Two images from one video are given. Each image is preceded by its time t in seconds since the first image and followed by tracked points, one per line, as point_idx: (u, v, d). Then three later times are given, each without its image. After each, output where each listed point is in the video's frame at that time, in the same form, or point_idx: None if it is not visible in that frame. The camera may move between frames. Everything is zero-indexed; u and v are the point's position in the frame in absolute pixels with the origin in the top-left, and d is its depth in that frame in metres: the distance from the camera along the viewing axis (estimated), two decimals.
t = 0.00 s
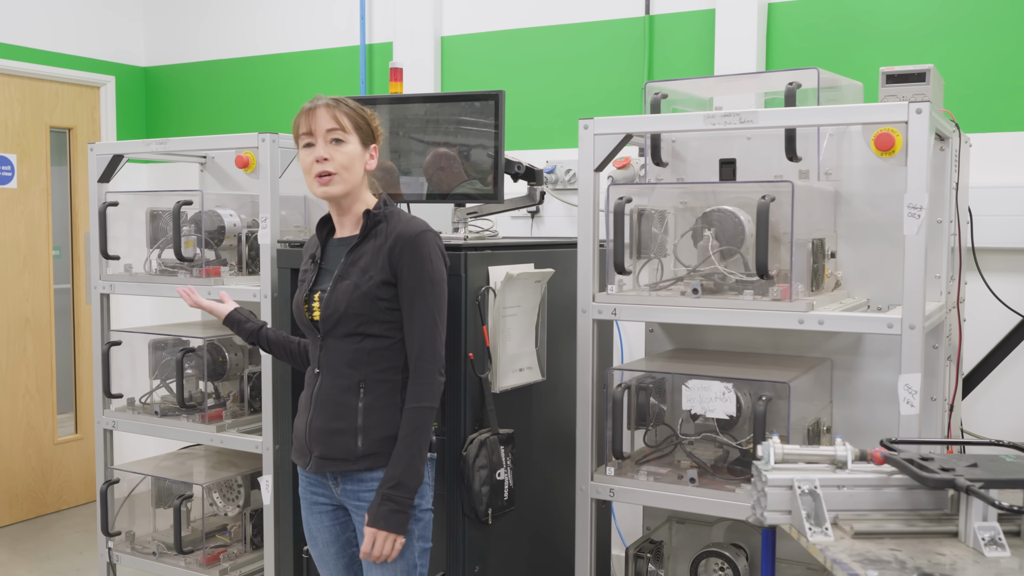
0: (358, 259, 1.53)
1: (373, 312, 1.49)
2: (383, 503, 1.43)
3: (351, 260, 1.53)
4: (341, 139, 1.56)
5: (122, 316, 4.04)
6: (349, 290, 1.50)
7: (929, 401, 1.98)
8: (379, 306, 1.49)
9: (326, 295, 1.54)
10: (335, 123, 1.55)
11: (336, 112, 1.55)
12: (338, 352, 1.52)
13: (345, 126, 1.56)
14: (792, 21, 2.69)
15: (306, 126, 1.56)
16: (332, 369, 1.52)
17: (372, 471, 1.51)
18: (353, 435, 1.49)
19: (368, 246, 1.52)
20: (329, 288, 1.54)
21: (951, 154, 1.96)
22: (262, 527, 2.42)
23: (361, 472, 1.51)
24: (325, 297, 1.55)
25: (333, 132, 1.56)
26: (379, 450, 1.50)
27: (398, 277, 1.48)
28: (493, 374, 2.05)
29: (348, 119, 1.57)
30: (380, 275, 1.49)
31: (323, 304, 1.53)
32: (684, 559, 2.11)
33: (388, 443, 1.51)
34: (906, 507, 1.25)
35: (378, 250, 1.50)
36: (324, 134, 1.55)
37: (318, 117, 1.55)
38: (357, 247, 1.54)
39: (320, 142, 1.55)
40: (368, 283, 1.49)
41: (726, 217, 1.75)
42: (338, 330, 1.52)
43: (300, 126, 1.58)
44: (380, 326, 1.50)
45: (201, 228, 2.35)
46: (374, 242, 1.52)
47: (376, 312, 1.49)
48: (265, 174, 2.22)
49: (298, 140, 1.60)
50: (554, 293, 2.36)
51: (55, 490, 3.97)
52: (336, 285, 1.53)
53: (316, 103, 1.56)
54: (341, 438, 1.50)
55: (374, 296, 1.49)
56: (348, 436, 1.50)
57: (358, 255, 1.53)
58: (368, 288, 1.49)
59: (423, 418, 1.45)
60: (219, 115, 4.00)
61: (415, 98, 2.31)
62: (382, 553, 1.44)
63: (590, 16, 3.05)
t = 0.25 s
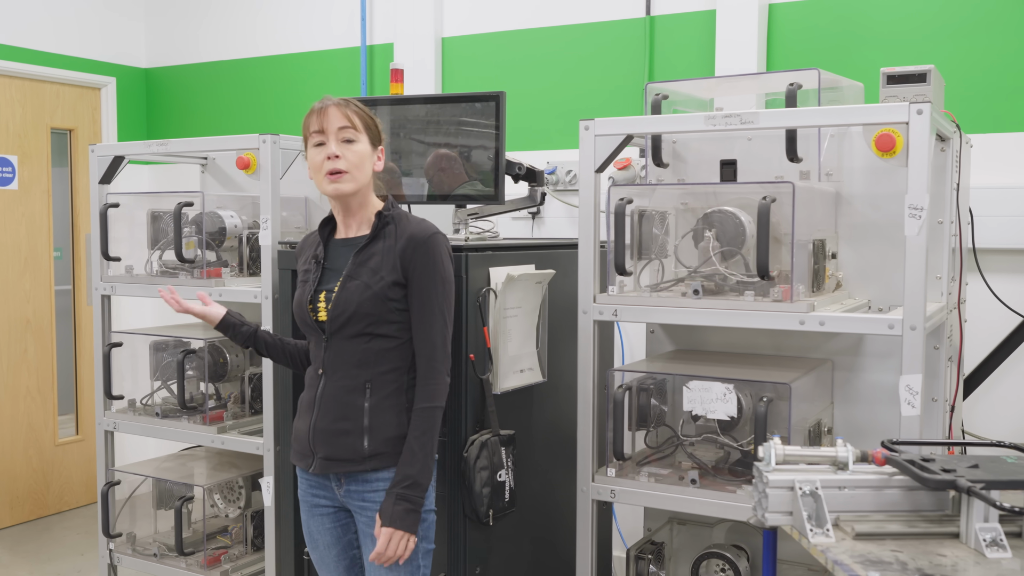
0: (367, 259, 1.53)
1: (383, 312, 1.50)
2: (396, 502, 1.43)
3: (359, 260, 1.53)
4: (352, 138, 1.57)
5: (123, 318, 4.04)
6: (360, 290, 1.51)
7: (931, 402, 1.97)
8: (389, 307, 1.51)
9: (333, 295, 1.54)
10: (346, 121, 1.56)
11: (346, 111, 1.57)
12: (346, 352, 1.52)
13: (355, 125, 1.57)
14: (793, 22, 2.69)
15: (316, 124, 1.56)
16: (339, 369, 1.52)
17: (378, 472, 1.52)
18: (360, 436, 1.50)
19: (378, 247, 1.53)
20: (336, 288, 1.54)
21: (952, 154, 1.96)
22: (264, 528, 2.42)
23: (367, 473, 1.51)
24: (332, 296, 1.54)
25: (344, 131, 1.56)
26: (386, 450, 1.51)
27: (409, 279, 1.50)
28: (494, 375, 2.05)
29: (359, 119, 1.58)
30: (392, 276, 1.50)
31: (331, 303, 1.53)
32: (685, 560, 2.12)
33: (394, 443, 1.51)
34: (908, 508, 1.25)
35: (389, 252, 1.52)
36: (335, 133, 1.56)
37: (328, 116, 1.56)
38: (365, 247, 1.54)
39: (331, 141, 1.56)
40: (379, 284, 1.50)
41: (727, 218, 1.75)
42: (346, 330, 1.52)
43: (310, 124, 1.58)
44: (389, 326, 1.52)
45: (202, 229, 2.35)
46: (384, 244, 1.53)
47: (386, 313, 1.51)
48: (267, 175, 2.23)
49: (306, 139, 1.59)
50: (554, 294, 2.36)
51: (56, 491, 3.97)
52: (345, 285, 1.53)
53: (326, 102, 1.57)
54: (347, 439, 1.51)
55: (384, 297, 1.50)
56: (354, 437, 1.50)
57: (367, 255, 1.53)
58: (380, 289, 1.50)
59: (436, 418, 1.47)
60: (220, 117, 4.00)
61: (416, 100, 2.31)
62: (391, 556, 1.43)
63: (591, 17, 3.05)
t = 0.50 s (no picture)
0: (374, 259, 1.55)
1: (392, 312, 1.53)
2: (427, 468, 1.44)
3: (366, 260, 1.55)
4: (362, 138, 1.60)
5: (124, 320, 4.05)
6: (369, 290, 1.53)
7: (931, 403, 1.97)
8: (397, 307, 1.53)
9: (339, 295, 1.55)
10: (358, 121, 1.59)
11: (358, 111, 1.60)
12: (352, 353, 1.53)
13: (366, 127, 1.61)
14: (793, 23, 2.70)
15: (328, 123, 1.59)
16: (346, 370, 1.53)
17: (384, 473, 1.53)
18: (367, 436, 1.51)
19: (385, 248, 1.56)
20: (343, 287, 1.55)
21: (952, 156, 1.96)
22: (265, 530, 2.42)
23: (373, 475, 1.53)
24: (338, 296, 1.55)
25: (355, 131, 1.60)
26: (392, 451, 1.53)
27: (419, 279, 1.55)
28: (495, 378, 2.05)
29: (369, 120, 1.62)
30: (401, 277, 1.54)
31: (339, 303, 1.53)
32: (686, 561, 2.11)
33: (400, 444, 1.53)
34: (908, 510, 1.25)
35: (398, 253, 1.55)
36: (346, 132, 1.59)
37: (341, 115, 1.59)
38: (371, 248, 1.56)
39: (343, 139, 1.58)
40: (388, 284, 1.53)
41: (727, 219, 1.75)
42: (353, 330, 1.53)
43: (321, 123, 1.60)
44: (397, 326, 1.54)
45: (203, 231, 2.36)
46: (392, 244, 1.56)
47: (395, 313, 1.53)
48: (267, 177, 2.22)
49: (315, 138, 1.61)
50: (555, 296, 2.36)
51: (57, 493, 3.97)
52: (352, 284, 1.54)
53: (338, 102, 1.60)
54: (354, 439, 1.52)
55: (394, 297, 1.53)
56: (362, 437, 1.51)
57: (374, 255, 1.55)
58: (389, 289, 1.53)
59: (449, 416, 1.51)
60: (221, 119, 4.01)
61: (416, 102, 2.30)
62: (397, 511, 1.37)
63: (591, 19, 3.05)
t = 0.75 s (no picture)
0: (376, 256, 1.56)
1: (395, 309, 1.54)
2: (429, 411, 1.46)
3: (368, 257, 1.56)
4: (368, 137, 1.61)
5: (124, 320, 4.05)
6: (371, 287, 1.53)
7: (932, 402, 1.97)
8: (400, 304, 1.55)
9: (341, 292, 1.55)
10: (366, 119, 1.61)
11: (365, 109, 1.61)
12: (355, 351, 1.54)
13: (373, 125, 1.62)
14: (793, 22, 2.70)
15: (337, 119, 1.60)
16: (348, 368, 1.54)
17: (388, 472, 1.54)
18: (371, 435, 1.52)
19: (387, 244, 1.57)
20: (345, 284, 1.55)
21: (953, 154, 1.96)
22: (266, 530, 2.42)
23: (378, 473, 1.54)
24: (340, 293, 1.55)
25: (362, 129, 1.60)
26: (396, 449, 1.54)
27: (421, 276, 1.56)
28: (495, 377, 2.05)
29: (376, 119, 1.62)
30: (404, 273, 1.55)
31: (341, 300, 1.54)
32: (687, 560, 2.12)
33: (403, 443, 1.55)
34: (909, 508, 1.25)
35: (400, 250, 1.56)
36: (353, 129, 1.59)
37: (349, 112, 1.60)
38: (373, 244, 1.57)
39: (350, 136, 1.58)
40: (391, 281, 1.54)
41: (728, 218, 1.75)
42: (356, 328, 1.54)
43: (328, 120, 1.60)
44: (400, 323, 1.56)
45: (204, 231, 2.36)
46: (394, 241, 1.57)
47: (397, 310, 1.55)
48: (268, 177, 2.22)
49: (321, 135, 1.61)
50: (555, 295, 2.36)
51: (58, 493, 3.97)
52: (354, 281, 1.54)
53: (345, 100, 1.60)
54: (358, 438, 1.53)
55: (397, 294, 1.54)
56: (365, 436, 1.52)
57: (376, 251, 1.56)
58: (392, 285, 1.54)
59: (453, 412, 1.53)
60: (221, 119, 4.01)
61: (417, 101, 2.30)
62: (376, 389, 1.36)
63: (591, 18, 3.05)
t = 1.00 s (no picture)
0: (377, 257, 1.56)
1: (396, 310, 1.55)
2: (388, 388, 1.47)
3: (368, 257, 1.56)
4: (370, 138, 1.61)
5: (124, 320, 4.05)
6: (372, 287, 1.54)
7: (931, 402, 1.97)
8: (401, 304, 1.55)
9: (341, 293, 1.55)
10: (367, 121, 1.60)
11: (366, 110, 1.61)
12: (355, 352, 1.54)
13: (374, 127, 1.62)
14: (793, 22, 2.69)
15: (337, 121, 1.59)
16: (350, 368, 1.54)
17: (390, 471, 1.54)
18: (374, 435, 1.52)
19: (387, 245, 1.57)
20: (345, 285, 1.55)
21: (952, 154, 1.95)
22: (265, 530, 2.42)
23: (380, 474, 1.53)
24: (341, 294, 1.56)
25: (364, 131, 1.60)
26: (398, 450, 1.54)
27: (421, 276, 1.57)
28: (495, 377, 2.05)
29: (377, 120, 1.62)
30: (405, 274, 1.55)
31: (342, 301, 1.54)
32: (686, 561, 2.11)
33: (406, 442, 1.55)
34: (908, 509, 1.25)
35: (401, 251, 1.56)
36: (355, 131, 1.59)
37: (350, 114, 1.59)
38: (374, 245, 1.57)
39: (351, 138, 1.58)
40: (392, 282, 1.54)
41: (727, 218, 1.75)
42: (357, 328, 1.54)
43: (329, 122, 1.60)
44: (400, 324, 1.56)
45: (203, 231, 2.36)
46: (394, 242, 1.57)
47: (398, 310, 1.55)
48: (267, 177, 2.22)
49: (322, 136, 1.61)
50: (555, 295, 2.36)
51: (58, 493, 3.98)
52: (355, 282, 1.54)
53: (347, 101, 1.60)
54: (359, 438, 1.52)
55: (398, 294, 1.55)
56: (367, 436, 1.52)
57: (376, 252, 1.56)
58: (393, 286, 1.54)
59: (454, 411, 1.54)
60: (221, 118, 4.01)
61: (416, 101, 2.30)
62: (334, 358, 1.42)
63: (590, 18, 3.05)
